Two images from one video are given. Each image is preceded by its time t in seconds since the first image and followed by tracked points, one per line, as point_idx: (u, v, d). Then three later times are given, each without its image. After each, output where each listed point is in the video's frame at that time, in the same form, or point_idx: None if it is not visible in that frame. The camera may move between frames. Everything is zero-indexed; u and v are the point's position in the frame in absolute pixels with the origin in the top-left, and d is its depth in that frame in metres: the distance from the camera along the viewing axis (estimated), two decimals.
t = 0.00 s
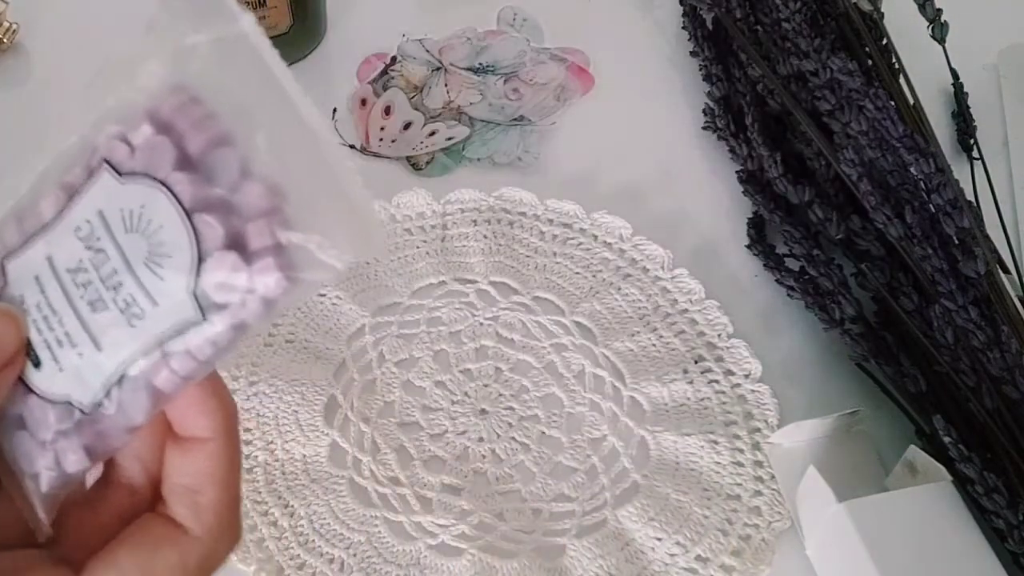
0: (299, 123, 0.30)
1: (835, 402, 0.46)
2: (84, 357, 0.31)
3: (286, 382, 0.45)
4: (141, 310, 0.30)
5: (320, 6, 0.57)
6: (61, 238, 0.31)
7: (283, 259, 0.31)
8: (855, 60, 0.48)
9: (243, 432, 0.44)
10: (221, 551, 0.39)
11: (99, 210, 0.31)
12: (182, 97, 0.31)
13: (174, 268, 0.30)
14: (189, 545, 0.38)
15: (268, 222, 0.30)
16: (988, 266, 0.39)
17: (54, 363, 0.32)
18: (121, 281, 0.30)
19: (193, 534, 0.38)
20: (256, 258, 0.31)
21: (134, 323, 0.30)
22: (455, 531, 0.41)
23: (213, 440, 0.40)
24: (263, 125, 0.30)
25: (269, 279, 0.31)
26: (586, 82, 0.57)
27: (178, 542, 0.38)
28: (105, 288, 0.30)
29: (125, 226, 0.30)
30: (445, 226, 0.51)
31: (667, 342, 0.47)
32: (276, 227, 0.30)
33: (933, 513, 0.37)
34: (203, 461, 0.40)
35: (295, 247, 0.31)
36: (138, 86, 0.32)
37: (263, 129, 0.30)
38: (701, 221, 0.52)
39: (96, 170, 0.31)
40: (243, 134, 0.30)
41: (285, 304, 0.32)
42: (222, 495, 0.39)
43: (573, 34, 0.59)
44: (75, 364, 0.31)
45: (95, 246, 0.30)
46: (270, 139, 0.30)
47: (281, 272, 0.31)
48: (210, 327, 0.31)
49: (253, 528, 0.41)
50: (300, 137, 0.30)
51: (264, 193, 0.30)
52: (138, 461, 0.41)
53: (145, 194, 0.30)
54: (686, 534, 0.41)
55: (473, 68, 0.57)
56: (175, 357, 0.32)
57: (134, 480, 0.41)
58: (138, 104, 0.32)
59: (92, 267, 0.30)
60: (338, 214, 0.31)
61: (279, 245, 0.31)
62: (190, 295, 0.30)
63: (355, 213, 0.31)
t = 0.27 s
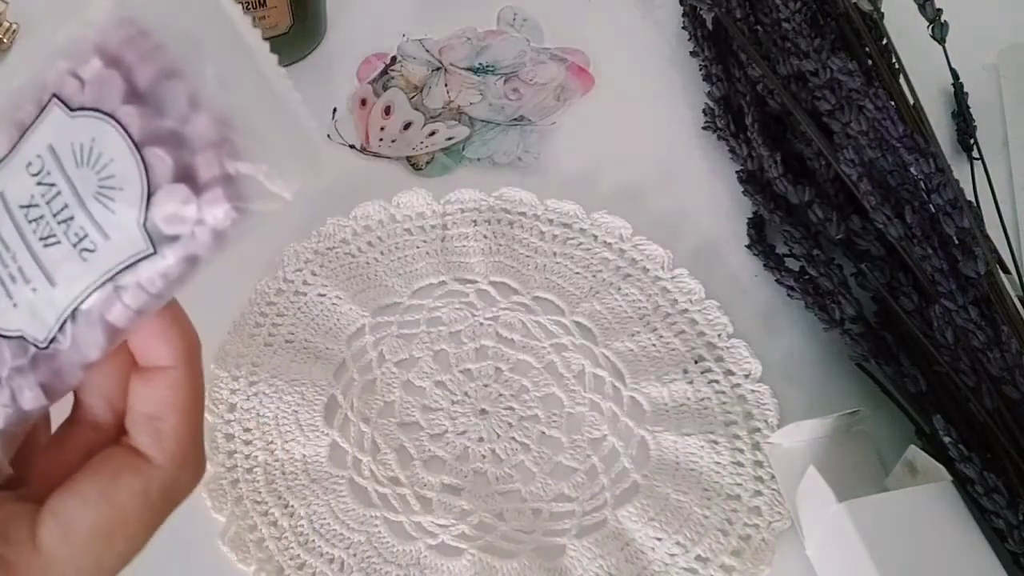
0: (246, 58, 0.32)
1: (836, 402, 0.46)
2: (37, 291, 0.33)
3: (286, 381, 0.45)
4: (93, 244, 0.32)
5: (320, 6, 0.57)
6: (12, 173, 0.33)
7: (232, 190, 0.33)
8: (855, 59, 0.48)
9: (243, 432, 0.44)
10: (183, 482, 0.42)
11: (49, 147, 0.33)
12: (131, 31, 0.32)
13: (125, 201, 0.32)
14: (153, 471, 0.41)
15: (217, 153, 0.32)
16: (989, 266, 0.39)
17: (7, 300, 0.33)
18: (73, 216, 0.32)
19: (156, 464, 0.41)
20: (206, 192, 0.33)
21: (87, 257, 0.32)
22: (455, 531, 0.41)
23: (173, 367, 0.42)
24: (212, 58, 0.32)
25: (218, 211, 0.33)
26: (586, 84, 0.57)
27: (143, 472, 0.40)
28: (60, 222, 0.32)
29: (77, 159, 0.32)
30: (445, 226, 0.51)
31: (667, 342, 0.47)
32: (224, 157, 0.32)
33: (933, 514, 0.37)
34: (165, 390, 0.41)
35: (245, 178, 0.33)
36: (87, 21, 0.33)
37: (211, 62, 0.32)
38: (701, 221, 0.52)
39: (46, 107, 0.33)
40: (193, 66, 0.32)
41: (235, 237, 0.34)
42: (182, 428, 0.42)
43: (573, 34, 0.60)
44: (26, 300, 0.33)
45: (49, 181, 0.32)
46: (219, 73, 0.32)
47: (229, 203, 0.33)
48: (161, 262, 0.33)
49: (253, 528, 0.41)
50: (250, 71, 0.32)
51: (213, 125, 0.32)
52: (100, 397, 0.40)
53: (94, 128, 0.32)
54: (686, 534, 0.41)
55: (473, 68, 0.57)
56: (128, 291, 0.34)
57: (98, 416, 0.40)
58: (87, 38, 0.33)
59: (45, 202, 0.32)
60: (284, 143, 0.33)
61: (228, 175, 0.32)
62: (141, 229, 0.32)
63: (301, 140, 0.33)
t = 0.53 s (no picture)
0: (234, 166, 0.31)
1: (836, 402, 0.46)
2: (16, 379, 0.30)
3: (286, 381, 0.45)
4: (77, 341, 0.30)
5: (321, 7, 0.57)
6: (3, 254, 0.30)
7: (212, 310, 0.31)
8: (855, 59, 0.48)
9: (243, 432, 0.44)
10: (185, 478, 0.38)
11: (43, 236, 0.30)
12: (132, 130, 0.31)
13: (112, 305, 0.30)
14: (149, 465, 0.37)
15: (201, 269, 0.31)
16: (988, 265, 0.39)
17: None
18: (58, 309, 0.29)
19: (155, 457, 0.37)
20: (186, 303, 0.31)
21: (70, 353, 0.30)
22: (455, 531, 0.41)
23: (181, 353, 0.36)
24: (206, 170, 0.31)
25: (197, 324, 0.31)
26: (586, 84, 0.57)
27: (138, 464, 0.37)
28: (45, 311, 0.29)
29: (69, 257, 0.30)
30: (445, 226, 0.51)
31: (667, 342, 0.47)
32: (207, 275, 0.31)
33: (933, 514, 0.37)
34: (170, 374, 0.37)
35: (223, 299, 0.31)
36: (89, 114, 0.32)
37: (203, 172, 0.31)
38: (701, 221, 0.52)
39: (43, 198, 0.31)
40: (186, 171, 0.31)
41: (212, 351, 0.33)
42: (184, 416, 0.38)
43: (573, 35, 0.60)
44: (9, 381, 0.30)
45: (38, 270, 0.30)
46: (211, 184, 0.31)
47: (208, 320, 0.31)
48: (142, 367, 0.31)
49: (252, 529, 0.41)
50: (241, 189, 0.31)
51: (201, 240, 0.31)
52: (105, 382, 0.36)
53: (87, 224, 0.30)
54: (686, 534, 0.41)
55: (472, 68, 0.57)
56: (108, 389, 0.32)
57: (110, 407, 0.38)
58: (88, 127, 0.32)
59: (33, 290, 0.30)
60: (260, 267, 0.32)
61: (209, 294, 0.31)
62: (125, 333, 0.30)
63: (278, 269, 0.32)
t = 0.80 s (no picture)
0: (235, 192, 0.33)
1: (836, 402, 0.46)
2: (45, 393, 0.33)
3: (286, 381, 0.45)
4: (94, 353, 0.33)
5: (321, 7, 0.57)
6: (24, 279, 0.34)
7: (217, 312, 0.33)
8: (855, 59, 0.48)
9: (243, 432, 0.44)
10: (216, 470, 0.38)
11: (55, 261, 0.33)
12: (136, 158, 0.34)
13: (120, 317, 0.32)
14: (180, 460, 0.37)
15: (204, 278, 0.33)
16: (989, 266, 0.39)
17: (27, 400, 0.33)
18: (75, 325, 0.33)
19: (183, 450, 0.37)
20: (191, 308, 0.33)
21: (88, 365, 0.33)
22: (455, 531, 0.41)
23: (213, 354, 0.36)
24: (206, 191, 0.33)
25: (204, 330, 0.33)
26: (586, 84, 0.57)
27: (168, 457, 0.37)
28: (66, 331, 0.33)
29: (81, 277, 0.33)
30: (445, 226, 0.51)
31: (667, 342, 0.47)
32: (211, 282, 0.33)
33: (933, 512, 0.37)
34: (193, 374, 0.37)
35: (227, 300, 0.33)
36: (92, 148, 0.34)
37: (203, 192, 0.33)
38: (700, 221, 0.52)
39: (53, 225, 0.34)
40: (187, 194, 0.33)
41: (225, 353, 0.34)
42: (208, 411, 0.38)
43: (572, 34, 0.60)
44: (40, 397, 0.33)
45: (54, 293, 0.33)
46: (212, 205, 0.33)
47: (215, 323, 0.33)
48: (152, 374, 0.33)
49: (252, 529, 0.41)
50: (239, 206, 0.33)
51: (203, 250, 0.33)
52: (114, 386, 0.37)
53: (97, 246, 0.33)
54: (686, 534, 0.41)
55: (473, 68, 0.57)
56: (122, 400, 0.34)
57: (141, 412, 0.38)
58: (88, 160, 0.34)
59: (52, 311, 0.33)
60: (262, 273, 0.33)
61: (213, 299, 0.33)
62: (135, 342, 0.33)
63: (281, 274, 0.34)
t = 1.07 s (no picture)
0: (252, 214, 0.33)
1: (837, 402, 0.46)
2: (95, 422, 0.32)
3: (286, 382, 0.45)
4: (139, 376, 0.32)
5: (321, 7, 0.57)
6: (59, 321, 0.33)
7: (247, 322, 0.33)
8: (855, 59, 0.48)
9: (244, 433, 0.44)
10: (287, 443, 0.37)
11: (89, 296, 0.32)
12: (159, 197, 0.33)
13: (161, 338, 0.32)
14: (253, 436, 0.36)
15: (231, 292, 0.32)
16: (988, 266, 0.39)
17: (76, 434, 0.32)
18: (117, 352, 0.32)
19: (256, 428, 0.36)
20: (224, 320, 0.32)
21: (134, 389, 0.32)
22: (455, 531, 0.41)
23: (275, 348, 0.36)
24: (222, 214, 0.32)
25: (235, 341, 0.33)
26: (586, 84, 0.57)
27: (241, 434, 0.35)
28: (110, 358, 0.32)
29: (118, 306, 0.32)
30: (445, 226, 0.51)
31: (667, 342, 0.47)
32: (237, 295, 0.32)
33: (934, 511, 0.37)
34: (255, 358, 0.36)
35: (256, 311, 0.33)
36: (117, 194, 0.33)
37: (220, 216, 0.32)
38: (700, 220, 0.52)
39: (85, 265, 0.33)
40: (206, 220, 0.32)
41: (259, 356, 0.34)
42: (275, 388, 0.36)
43: (572, 35, 0.60)
44: (89, 430, 0.32)
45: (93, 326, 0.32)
46: (231, 226, 0.32)
47: (246, 333, 0.33)
48: (195, 390, 0.33)
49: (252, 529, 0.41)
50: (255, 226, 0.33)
51: (227, 268, 0.32)
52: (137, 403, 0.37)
53: (130, 277, 0.32)
54: (686, 534, 0.41)
55: (473, 68, 0.57)
56: (169, 421, 0.33)
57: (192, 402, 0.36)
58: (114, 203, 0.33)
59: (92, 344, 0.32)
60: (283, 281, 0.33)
61: (241, 311, 0.33)
62: (176, 360, 0.32)
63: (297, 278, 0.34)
